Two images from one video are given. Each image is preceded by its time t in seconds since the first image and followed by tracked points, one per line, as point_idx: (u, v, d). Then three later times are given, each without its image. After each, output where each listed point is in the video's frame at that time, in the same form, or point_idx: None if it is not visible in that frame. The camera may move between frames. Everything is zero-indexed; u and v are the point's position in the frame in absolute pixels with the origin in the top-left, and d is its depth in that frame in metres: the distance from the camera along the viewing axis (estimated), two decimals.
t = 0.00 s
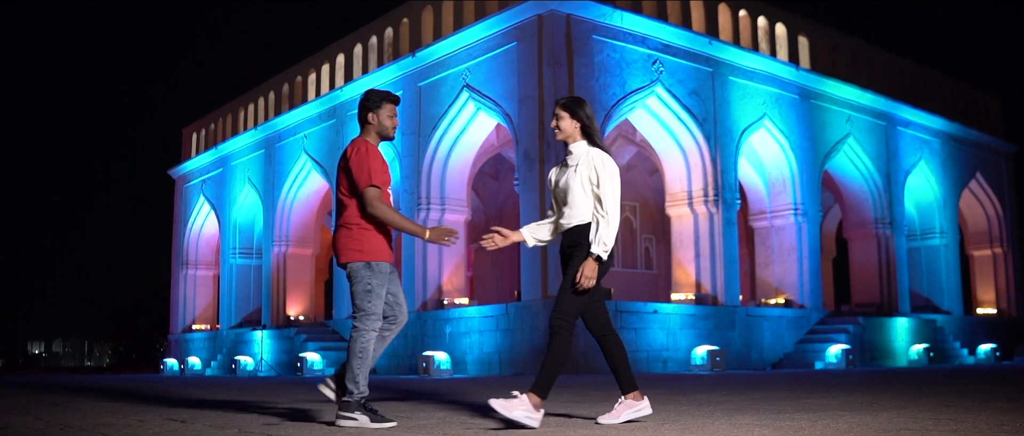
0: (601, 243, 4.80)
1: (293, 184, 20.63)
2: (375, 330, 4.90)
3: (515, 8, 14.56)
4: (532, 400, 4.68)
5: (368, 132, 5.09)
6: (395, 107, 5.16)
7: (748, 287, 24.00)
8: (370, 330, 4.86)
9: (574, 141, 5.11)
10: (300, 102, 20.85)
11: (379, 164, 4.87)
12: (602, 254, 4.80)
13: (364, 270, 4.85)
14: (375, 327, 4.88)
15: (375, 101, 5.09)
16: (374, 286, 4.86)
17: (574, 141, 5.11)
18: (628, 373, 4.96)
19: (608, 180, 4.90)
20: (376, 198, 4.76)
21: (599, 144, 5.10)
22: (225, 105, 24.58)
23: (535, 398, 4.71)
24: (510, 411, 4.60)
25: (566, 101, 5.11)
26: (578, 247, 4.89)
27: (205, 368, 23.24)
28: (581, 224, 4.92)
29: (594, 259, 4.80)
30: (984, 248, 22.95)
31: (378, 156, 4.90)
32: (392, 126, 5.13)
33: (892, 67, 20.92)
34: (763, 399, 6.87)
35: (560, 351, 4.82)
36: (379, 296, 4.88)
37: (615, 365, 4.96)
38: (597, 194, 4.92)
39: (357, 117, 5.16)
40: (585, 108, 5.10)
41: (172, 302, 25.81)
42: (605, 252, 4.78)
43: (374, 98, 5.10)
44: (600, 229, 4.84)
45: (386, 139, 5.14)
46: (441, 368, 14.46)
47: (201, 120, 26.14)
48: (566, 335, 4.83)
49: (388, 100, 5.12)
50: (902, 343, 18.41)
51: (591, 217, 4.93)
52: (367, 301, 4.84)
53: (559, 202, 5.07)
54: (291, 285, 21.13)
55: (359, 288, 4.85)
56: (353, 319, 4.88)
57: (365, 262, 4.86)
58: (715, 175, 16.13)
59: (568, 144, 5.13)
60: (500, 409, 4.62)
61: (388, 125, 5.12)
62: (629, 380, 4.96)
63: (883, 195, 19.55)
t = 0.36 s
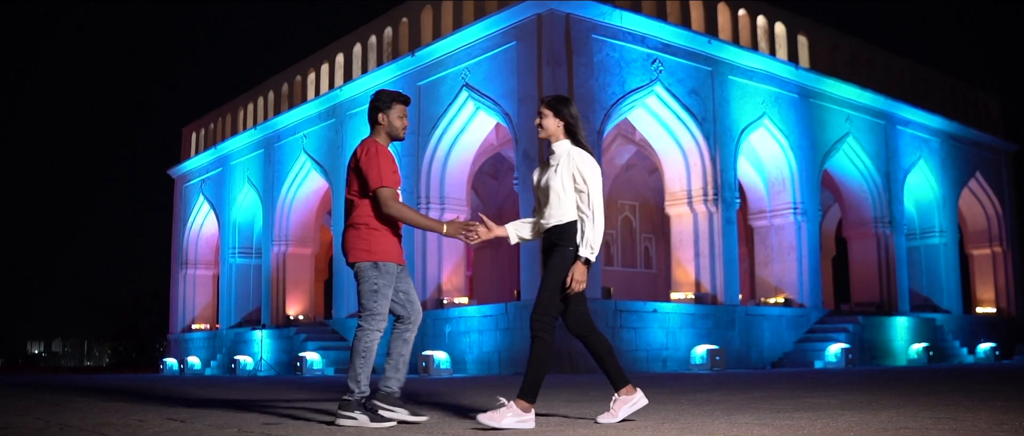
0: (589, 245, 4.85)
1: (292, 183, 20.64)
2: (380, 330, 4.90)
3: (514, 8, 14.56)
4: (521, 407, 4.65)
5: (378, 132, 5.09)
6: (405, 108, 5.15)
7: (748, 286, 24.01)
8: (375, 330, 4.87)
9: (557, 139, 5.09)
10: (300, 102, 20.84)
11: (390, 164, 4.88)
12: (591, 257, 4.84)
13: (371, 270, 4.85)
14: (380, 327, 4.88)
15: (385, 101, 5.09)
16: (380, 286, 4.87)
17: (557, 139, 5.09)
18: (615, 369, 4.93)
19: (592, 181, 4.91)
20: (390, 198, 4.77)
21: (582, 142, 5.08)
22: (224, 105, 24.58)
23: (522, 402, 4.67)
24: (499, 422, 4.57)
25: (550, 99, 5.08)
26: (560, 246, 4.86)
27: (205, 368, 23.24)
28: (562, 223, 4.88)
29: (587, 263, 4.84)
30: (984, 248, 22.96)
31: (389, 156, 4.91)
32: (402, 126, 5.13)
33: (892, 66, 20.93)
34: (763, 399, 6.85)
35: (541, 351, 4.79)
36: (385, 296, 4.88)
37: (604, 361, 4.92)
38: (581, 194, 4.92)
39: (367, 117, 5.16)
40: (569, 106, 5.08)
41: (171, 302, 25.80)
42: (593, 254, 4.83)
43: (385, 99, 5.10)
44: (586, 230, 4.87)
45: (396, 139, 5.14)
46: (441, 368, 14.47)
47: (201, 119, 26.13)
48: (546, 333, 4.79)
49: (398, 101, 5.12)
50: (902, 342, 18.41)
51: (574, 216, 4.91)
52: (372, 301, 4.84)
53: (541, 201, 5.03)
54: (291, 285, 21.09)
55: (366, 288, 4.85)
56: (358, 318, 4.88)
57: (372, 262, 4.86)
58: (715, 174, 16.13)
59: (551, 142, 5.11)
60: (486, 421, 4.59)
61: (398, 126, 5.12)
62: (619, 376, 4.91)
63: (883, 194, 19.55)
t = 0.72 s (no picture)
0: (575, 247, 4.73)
1: (292, 184, 20.65)
2: (384, 330, 4.91)
3: (514, 8, 14.55)
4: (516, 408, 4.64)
5: (389, 134, 5.09)
6: (415, 109, 5.16)
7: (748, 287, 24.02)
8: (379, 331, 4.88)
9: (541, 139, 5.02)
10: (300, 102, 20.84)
11: (399, 164, 4.87)
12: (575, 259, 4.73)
13: (379, 271, 4.86)
14: (383, 328, 4.90)
15: (395, 103, 5.09)
16: (387, 287, 4.87)
17: (540, 139, 5.02)
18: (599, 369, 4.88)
19: (571, 182, 4.81)
20: (397, 197, 4.74)
21: (563, 142, 5.00)
22: (224, 105, 24.57)
23: (519, 404, 4.66)
24: (498, 425, 4.56)
25: (533, 98, 5.02)
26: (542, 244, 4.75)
27: (204, 368, 23.24)
28: (542, 222, 4.78)
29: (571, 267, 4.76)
30: (983, 248, 22.97)
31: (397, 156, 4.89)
32: (413, 128, 5.14)
33: (891, 67, 20.93)
34: (763, 399, 6.84)
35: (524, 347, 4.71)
36: (391, 298, 4.88)
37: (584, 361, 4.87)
38: (560, 193, 4.81)
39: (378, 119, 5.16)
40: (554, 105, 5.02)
41: (171, 302, 25.78)
42: (576, 254, 4.71)
43: (395, 100, 5.09)
44: (570, 231, 4.75)
45: (406, 141, 5.15)
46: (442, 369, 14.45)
47: (201, 120, 26.13)
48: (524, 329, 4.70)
49: (408, 103, 5.12)
50: (902, 342, 18.41)
51: (555, 215, 4.81)
52: (378, 301, 4.85)
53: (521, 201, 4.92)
54: (291, 285, 21.07)
55: (373, 288, 4.86)
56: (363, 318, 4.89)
57: (381, 262, 4.86)
58: (715, 175, 16.12)
59: (534, 142, 5.04)
60: (486, 427, 4.58)
61: (409, 128, 5.12)
62: (600, 371, 4.87)
63: (883, 194, 19.55)
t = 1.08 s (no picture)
0: (553, 247, 4.60)
1: (292, 183, 20.64)
2: (389, 330, 4.91)
3: (514, 7, 14.54)
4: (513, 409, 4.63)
5: (400, 135, 5.09)
6: (426, 111, 5.14)
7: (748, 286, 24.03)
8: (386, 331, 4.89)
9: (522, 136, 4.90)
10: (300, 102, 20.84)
11: (402, 165, 4.86)
12: (551, 258, 4.60)
13: (388, 272, 4.86)
14: (390, 328, 4.90)
15: (406, 105, 5.08)
16: (395, 288, 4.87)
17: (523, 137, 4.91)
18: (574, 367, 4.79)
19: (548, 180, 4.69)
20: (392, 197, 4.74)
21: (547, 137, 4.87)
22: (224, 105, 24.56)
23: (518, 404, 4.65)
24: (497, 425, 4.55)
25: (517, 96, 4.93)
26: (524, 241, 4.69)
27: (204, 368, 23.24)
28: (526, 218, 4.71)
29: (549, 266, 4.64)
30: (984, 247, 22.95)
31: (399, 156, 4.88)
32: (424, 130, 5.13)
33: (891, 66, 20.92)
34: (763, 399, 6.83)
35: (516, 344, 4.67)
36: (398, 299, 4.89)
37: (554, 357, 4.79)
38: (538, 191, 4.71)
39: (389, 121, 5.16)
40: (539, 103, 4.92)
41: (171, 302, 25.76)
42: (551, 253, 4.59)
43: (406, 102, 5.09)
44: (548, 231, 4.62)
45: (418, 143, 5.14)
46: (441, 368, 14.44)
47: (201, 119, 26.12)
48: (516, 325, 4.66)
49: (419, 104, 5.11)
50: (902, 341, 18.41)
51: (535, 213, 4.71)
52: (386, 301, 4.85)
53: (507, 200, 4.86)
54: (291, 284, 21.07)
55: (382, 287, 4.86)
56: (368, 317, 4.89)
57: (390, 263, 4.87)
58: (714, 174, 16.12)
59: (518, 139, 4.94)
60: (486, 425, 4.56)
61: (420, 129, 5.11)
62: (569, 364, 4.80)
63: (883, 193, 19.55)
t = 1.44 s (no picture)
0: (525, 246, 4.46)
1: (292, 184, 20.64)
2: (396, 332, 4.90)
3: (514, 8, 14.54)
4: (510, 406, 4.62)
5: (412, 138, 5.09)
6: (438, 113, 5.12)
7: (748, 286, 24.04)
8: (392, 332, 4.88)
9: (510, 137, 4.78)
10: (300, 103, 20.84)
11: (406, 165, 4.87)
12: (523, 258, 4.46)
13: (398, 273, 4.85)
14: (397, 330, 4.89)
15: (417, 108, 5.07)
16: (404, 290, 4.85)
17: (508, 136, 4.80)
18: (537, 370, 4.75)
19: (527, 181, 4.55)
20: (388, 194, 4.74)
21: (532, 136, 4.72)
22: (224, 106, 24.55)
23: (519, 405, 4.60)
24: (498, 426, 4.52)
25: (503, 93, 4.81)
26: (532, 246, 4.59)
27: (204, 368, 23.24)
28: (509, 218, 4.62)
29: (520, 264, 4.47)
30: (983, 247, 22.93)
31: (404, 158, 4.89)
32: (436, 132, 5.12)
33: (890, 66, 20.91)
34: (763, 399, 6.84)
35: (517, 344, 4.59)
36: (407, 301, 4.87)
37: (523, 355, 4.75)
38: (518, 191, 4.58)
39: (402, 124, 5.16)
40: (526, 101, 4.80)
41: (171, 303, 25.76)
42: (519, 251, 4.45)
43: (417, 105, 5.08)
44: (522, 230, 4.49)
45: (430, 145, 5.13)
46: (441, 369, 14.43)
47: (201, 120, 26.11)
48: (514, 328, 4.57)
49: (430, 107, 5.09)
50: (902, 342, 18.41)
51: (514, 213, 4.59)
52: (395, 303, 4.84)
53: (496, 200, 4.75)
54: (291, 285, 21.07)
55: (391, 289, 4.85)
56: (377, 318, 4.88)
57: (400, 265, 4.86)
58: (714, 175, 16.14)
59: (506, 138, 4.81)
60: (486, 427, 4.54)
61: (432, 132, 5.10)
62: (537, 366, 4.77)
63: (883, 194, 19.56)
